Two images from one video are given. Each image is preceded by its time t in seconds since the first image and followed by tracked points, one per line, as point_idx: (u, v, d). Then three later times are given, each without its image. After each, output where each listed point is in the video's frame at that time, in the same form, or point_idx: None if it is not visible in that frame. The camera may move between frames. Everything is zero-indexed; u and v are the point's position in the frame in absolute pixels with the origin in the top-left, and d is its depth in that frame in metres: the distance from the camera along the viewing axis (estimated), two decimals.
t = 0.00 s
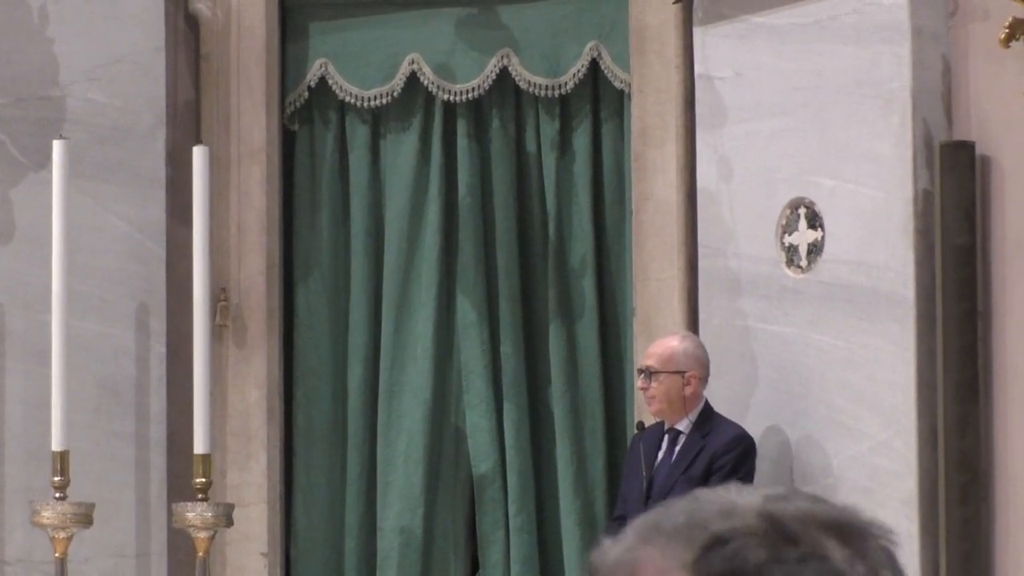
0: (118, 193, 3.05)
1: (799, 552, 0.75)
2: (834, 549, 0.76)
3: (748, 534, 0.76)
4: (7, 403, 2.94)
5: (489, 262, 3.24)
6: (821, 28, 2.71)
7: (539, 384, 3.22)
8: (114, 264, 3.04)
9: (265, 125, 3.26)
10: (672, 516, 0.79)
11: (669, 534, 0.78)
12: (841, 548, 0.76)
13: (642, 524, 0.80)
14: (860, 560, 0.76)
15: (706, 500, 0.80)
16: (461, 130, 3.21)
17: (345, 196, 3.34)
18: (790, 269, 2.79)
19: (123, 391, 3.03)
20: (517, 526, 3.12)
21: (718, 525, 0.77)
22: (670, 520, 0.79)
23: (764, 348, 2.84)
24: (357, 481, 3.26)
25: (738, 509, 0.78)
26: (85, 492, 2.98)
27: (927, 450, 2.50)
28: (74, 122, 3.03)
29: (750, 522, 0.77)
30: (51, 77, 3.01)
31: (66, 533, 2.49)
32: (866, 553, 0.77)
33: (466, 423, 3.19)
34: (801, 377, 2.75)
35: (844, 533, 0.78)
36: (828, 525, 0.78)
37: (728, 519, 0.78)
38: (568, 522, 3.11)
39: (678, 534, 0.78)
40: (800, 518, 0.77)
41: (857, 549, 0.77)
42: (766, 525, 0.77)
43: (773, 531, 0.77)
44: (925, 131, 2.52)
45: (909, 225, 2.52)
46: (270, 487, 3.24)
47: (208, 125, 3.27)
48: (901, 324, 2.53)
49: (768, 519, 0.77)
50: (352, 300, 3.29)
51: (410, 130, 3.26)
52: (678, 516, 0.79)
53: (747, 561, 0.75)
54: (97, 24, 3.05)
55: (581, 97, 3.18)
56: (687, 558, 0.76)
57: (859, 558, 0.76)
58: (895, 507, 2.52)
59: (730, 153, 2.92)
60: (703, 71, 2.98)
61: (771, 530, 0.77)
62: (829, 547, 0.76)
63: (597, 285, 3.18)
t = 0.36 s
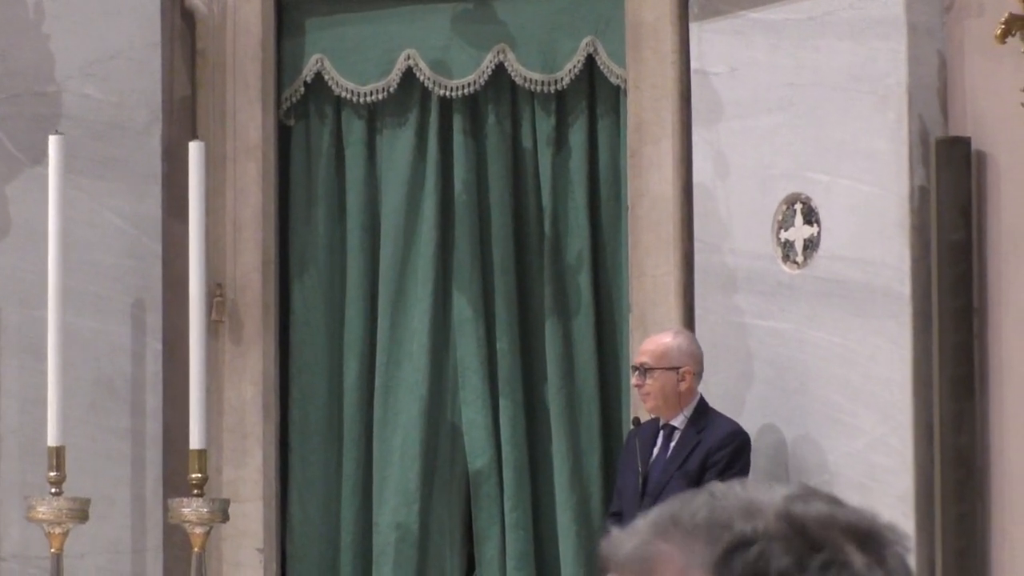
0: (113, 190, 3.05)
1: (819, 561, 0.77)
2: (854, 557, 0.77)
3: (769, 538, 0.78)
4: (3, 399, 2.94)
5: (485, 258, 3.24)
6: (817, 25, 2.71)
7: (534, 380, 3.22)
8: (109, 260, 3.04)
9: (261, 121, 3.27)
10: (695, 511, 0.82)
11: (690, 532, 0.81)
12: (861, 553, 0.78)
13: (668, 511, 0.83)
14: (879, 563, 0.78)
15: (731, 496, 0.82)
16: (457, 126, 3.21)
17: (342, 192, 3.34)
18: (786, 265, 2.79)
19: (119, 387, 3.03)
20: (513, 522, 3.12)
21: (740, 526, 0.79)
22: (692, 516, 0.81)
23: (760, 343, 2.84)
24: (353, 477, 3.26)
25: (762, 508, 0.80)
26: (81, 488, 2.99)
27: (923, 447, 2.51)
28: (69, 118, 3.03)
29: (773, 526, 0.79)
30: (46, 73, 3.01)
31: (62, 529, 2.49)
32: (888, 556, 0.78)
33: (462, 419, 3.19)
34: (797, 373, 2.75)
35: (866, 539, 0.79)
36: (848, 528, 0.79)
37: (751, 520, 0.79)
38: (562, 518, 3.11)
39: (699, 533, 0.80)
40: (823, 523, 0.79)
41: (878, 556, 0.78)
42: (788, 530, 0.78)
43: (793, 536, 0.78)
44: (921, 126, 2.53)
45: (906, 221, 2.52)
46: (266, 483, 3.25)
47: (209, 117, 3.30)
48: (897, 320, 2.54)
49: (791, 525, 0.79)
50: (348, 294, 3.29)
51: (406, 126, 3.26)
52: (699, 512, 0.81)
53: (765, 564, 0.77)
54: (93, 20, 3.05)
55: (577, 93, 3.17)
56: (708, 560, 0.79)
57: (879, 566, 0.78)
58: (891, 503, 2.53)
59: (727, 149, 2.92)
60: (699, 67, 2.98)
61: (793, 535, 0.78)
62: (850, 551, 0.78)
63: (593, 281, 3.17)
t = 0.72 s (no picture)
0: (108, 186, 3.06)
1: (828, 543, 0.80)
2: (863, 540, 0.80)
3: (779, 519, 0.81)
4: None
5: (480, 255, 3.24)
6: (812, 23, 2.71)
7: (528, 378, 3.22)
8: (103, 257, 3.04)
9: (255, 118, 3.28)
10: (705, 495, 0.84)
11: (703, 517, 0.84)
12: (869, 537, 0.80)
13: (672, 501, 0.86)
14: (888, 547, 0.80)
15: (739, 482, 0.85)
16: (452, 123, 3.21)
17: (336, 189, 3.34)
18: (780, 263, 2.79)
19: (114, 383, 3.03)
20: (506, 520, 3.12)
21: (753, 509, 0.82)
22: (703, 500, 0.85)
23: (755, 341, 2.84)
24: (347, 474, 3.26)
25: (770, 495, 0.83)
26: (75, 484, 2.98)
27: (916, 444, 2.51)
28: (63, 115, 3.02)
29: (783, 507, 0.82)
30: (41, 69, 3.01)
31: (55, 526, 2.49)
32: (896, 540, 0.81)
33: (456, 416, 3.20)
34: (792, 371, 2.76)
35: (874, 521, 0.81)
36: (857, 514, 0.81)
37: (760, 503, 0.82)
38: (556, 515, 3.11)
39: (712, 515, 0.83)
40: (833, 507, 0.81)
41: (880, 532, 0.81)
42: (797, 513, 0.81)
43: (802, 516, 0.81)
44: (915, 124, 2.54)
45: (900, 219, 2.53)
46: (260, 479, 3.25)
47: (202, 116, 3.30)
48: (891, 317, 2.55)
49: (799, 506, 0.81)
50: (343, 291, 3.29)
51: (400, 124, 3.25)
52: (710, 497, 0.84)
53: (775, 545, 0.80)
54: (88, 17, 3.05)
55: (572, 90, 3.17)
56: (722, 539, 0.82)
57: (885, 546, 0.80)
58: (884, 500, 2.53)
59: (721, 147, 2.92)
60: (694, 65, 2.97)
61: (801, 516, 0.81)
62: (859, 534, 0.80)
63: (587, 278, 3.17)
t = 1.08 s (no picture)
0: (104, 184, 3.05)
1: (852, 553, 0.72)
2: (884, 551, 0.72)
3: (730, 540, 0.69)
4: None
5: (476, 253, 3.24)
6: (808, 22, 2.72)
7: (524, 376, 3.22)
8: (99, 254, 3.04)
9: (251, 116, 3.27)
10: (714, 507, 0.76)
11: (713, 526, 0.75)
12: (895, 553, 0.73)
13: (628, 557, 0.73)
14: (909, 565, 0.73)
15: (686, 510, 0.72)
16: (448, 121, 3.21)
17: (332, 187, 3.34)
18: (776, 262, 2.79)
19: (109, 379, 3.03)
20: (502, 517, 3.12)
21: (698, 542, 0.70)
22: (650, 550, 0.72)
23: (750, 340, 2.84)
24: (342, 471, 3.26)
25: (705, 513, 0.72)
26: (71, 482, 2.98)
27: (912, 443, 2.52)
28: (59, 113, 3.02)
29: (721, 524, 0.70)
30: (37, 67, 3.00)
31: (50, 522, 2.49)
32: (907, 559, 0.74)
33: (451, 414, 3.20)
34: (788, 369, 2.76)
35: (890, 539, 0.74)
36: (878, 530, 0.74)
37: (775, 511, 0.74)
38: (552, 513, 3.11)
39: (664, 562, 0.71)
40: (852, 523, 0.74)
41: (836, 518, 0.70)
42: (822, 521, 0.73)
43: (749, 529, 0.70)
44: (911, 123, 2.54)
45: (896, 217, 2.54)
46: (255, 477, 3.25)
47: (197, 113, 3.29)
48: (887, 316, 2.55)
49: (747, 517, 0.70)
50: (338, 288, 3.29)
51: (396, 121, 3.26)
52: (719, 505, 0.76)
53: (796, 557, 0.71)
54: (83, 14, 3.04)
55: (568, 88, 3.17)
56: None
57: (842, 527, 0.70)
58: (879, 498, 2.54)
59: (718, 146, 2.92)
60: (690, 63, 2.97)
61: (751, 528, 0.70)
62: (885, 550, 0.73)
63: (583, 277, 3.17)
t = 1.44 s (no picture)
0: (102, 181, 3.06)
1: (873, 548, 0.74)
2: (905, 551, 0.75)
3: (762, 526, 0.73)
4: None
5: (473, 250, 3.24)
6: (805, 19, 2.72)
7: (521, 373, 3.23)
8: (97, 251, 3.04)
9: (248, 112, 3.28)
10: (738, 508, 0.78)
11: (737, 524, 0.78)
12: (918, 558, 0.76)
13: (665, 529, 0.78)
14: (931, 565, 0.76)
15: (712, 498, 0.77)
16: (445, 118, 3.21)
17: (329, 183, 3.34)
18: (774, 259, 2.79)
19: (105, 376, 3.03)
20: (499, 514, 3.13)
21: (729, 526, 0.74)
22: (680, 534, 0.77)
23: (748, 336, 2.83)
24: (339, 468, 3.26)
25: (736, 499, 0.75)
26: (69, 478, 2.99)
27: (909, 440, 2.53)
28: (57, 109, 3.02)
29: (753, 510, 0.74)
30: (35, 63, 3.01)
31: (48, 519, 2.49)
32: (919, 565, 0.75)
33: (449, 411, 3.20)
34: (787, 366, 2.75)
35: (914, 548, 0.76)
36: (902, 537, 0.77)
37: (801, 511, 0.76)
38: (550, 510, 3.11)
39: (695, 545, 0.76)
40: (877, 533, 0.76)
41: (864, 510, 0.74)
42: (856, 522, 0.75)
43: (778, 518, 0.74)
44: (908, 122, 2.55)
45: (894, 215, 2.54)
46: (253, 474, 3.25)
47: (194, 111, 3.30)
48: (885, 313, 2.56)
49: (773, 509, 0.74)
50: (336, 284, 3.29)
51: (393, 118, 3.26)
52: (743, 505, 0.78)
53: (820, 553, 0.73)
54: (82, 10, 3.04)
55: (565, 85, 3.17)
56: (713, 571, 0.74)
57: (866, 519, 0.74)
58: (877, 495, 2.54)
59: (715, 142, 2.91)
60: (687, 59, 2.97)
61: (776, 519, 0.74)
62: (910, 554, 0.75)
63: (580, 274, 3.17)
